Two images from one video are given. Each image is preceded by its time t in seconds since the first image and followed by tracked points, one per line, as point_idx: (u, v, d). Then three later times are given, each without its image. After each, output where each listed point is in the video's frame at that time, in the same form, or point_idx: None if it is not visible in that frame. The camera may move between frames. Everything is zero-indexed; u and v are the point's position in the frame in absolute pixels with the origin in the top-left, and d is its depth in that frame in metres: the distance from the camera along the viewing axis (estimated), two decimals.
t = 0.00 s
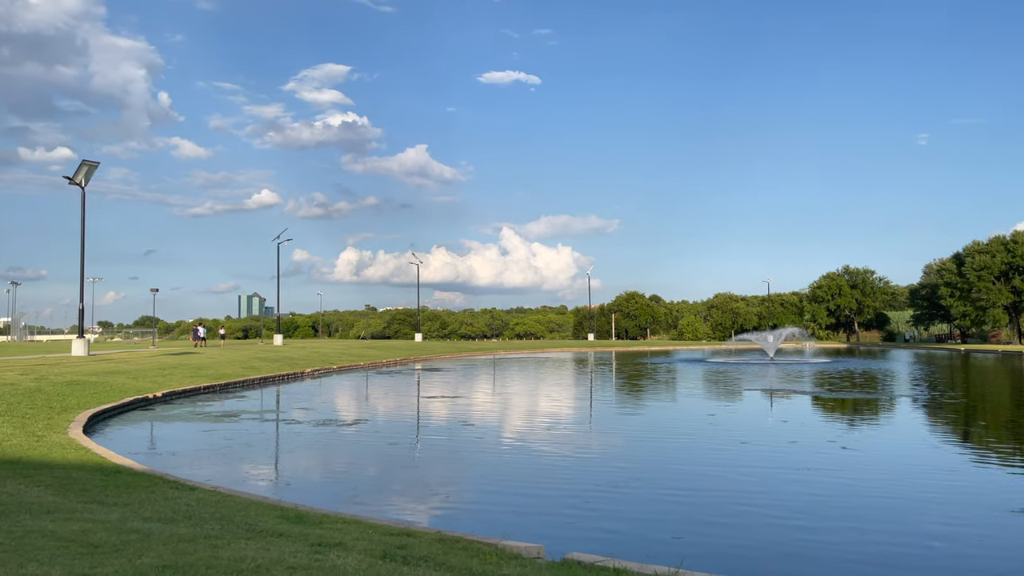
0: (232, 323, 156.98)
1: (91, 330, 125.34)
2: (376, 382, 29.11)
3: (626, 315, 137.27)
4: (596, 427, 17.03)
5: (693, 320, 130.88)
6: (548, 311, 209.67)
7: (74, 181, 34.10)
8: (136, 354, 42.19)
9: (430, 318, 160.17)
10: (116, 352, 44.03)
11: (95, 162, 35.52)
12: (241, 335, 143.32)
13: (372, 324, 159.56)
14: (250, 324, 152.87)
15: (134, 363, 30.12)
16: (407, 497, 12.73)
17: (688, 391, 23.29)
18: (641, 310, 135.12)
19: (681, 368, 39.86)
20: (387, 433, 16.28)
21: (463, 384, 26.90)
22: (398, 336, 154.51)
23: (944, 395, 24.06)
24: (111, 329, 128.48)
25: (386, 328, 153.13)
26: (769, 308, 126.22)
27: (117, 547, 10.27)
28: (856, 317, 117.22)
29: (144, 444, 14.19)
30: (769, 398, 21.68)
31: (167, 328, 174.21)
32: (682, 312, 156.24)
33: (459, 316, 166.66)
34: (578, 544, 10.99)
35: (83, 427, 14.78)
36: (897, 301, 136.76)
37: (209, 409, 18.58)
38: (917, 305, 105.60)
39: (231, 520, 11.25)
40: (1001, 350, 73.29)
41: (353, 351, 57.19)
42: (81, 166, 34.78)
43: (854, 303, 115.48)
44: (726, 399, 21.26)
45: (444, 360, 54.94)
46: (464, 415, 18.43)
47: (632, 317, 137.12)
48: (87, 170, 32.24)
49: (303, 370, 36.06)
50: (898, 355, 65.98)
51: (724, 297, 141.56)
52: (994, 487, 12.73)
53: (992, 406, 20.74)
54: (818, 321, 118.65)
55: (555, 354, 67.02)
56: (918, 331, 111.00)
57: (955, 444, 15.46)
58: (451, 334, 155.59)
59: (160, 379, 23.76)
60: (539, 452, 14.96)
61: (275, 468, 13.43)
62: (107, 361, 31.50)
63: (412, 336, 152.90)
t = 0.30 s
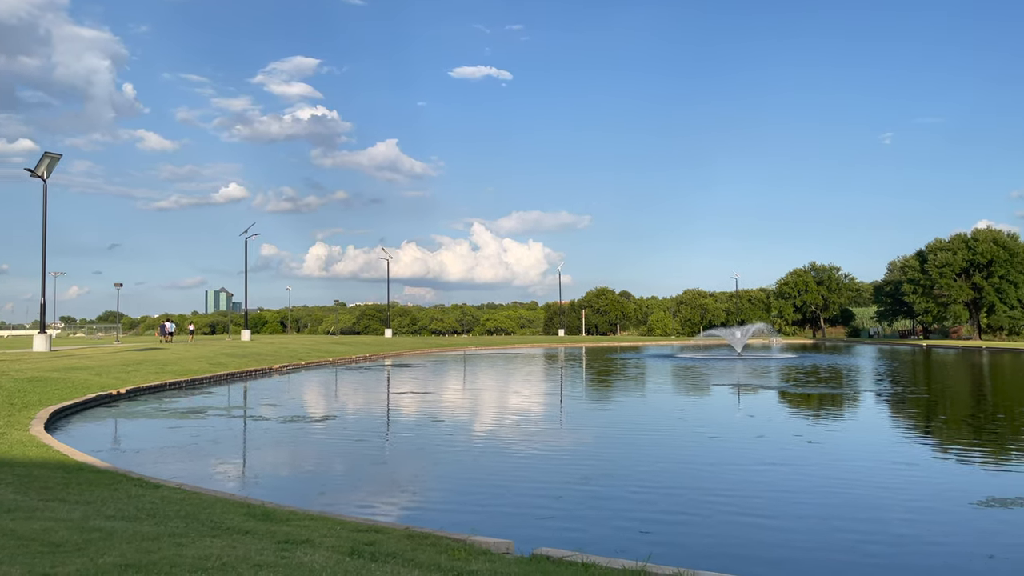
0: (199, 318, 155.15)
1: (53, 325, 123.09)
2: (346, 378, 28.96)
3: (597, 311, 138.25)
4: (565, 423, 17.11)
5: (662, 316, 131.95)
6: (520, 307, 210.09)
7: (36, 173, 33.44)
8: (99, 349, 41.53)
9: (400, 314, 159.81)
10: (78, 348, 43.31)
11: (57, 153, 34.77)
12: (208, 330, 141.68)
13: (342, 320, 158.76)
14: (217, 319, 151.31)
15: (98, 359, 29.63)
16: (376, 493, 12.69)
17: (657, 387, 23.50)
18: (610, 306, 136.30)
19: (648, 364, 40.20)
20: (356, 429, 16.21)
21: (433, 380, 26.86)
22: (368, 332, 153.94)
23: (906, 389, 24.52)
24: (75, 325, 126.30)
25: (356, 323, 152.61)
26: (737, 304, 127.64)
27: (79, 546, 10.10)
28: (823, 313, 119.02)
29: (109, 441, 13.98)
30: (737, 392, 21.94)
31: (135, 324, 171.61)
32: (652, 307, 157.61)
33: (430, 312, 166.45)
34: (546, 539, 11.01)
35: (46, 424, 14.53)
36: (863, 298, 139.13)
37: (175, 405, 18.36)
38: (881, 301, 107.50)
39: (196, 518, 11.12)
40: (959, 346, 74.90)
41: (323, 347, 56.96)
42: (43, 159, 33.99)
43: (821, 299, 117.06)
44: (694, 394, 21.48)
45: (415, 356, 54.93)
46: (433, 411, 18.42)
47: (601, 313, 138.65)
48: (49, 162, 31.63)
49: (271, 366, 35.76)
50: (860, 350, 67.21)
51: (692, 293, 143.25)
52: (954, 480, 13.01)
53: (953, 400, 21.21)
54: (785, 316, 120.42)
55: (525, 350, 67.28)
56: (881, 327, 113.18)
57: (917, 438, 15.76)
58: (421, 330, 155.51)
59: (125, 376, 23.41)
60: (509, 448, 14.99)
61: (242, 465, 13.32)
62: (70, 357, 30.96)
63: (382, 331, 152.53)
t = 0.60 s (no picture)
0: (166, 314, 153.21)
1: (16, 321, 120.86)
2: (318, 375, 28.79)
3: (569, 307, 138.81)
4: (538, 419, 17.15)
5: (634, 312, 132.85)
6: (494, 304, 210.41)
7: None
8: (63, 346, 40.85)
9: (372, 311, 159.26)
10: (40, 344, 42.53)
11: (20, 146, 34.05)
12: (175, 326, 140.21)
13: (311, 317, 157.88)
14: (185, 315, 149.80)
15: (61, 356, 29.11)
16: (346, 491, 12.62)
17: (627, 382, 23.62)
18: (582, 302, 136.95)
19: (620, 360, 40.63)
20: (326, 426, 16.13)
21: (406, 376, 26.77)
22: (339, 328, 153.54)
23: (873, 384, 24.93)
24: (41, 320, 124.00)
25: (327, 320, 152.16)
26: (708, 300, 128.83)
27: (42, 546, 9.93)
28: (791, 310, 120.56)
29: (74, 440, 13.78)
30: (708, 388, 22.14)
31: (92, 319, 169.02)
32: (624, 304, 158.75)
33: (402, 309, 166.21)
34: (517, 535, 11.00)
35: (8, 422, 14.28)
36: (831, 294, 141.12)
37: (142, 403, 18.12)
38: (851, 298, 109.02)
39: (163, 517, 10.99)
40: (923, 342, 76.15)
41: (294, 343, 56.63)
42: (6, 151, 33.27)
43: (789, 295, 118.43)
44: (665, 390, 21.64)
45: (386, 352, 54.68)
46: (405, 408, 18.38)
47: (573, 309, 139.43)
48: (13, 155, 30.98)
49: (240, 363, 35.40)
50: (827, 346, 68.08)
51: (664, 289, 144.34)
52: (919, 474, 13.22)
53: (917, 395, 21.56)
54: (754, 312, 121.59)
55: (497, 346, 67.45)
56: (848, 323, 114.95)
57: (883, 433, 16.04)
58: (392, 326, 155.46)
59: (90, 373, 23.02)
60: (481, 444, 15.00)
61: (210, 463, 13.20)
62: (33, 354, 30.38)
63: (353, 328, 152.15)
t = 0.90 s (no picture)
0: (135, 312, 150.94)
1: None
2: (292, 373, 28.57)
3: (544, 305, 138.94)
4: (512, 417, 17.16)
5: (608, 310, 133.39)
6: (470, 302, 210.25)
7: None
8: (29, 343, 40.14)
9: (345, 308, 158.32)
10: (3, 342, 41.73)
11: None
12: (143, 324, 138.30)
13: (284, 315, 156.55)
14: (154, 313, 147.85)
15: (27, 354, 28.58)
16: (319, 489, 12.54)
17: (602, 379, 23.70)
18: (557, 300, 137.22)
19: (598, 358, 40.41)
20: (299, 425, 16.03)
21: (381, 374, 26.66)
22: (312, 326, 152.61)
23: (843, 381, 25.24)
24: None
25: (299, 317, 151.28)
26: (682, 298, 129.66)
27: (8, 547, 9.76)
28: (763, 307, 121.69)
29: (40, 439, 13.57)
30: (681, 385, 22.28)
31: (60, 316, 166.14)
32: (600, 301, 159.41)
33: (377, 306, 165.43)
34: (491, 533, 11.00)
35: None
36: (802, 292, 142.75)
37: (110, 401, 17.87)
38: (823, 296, 110.32)
39: (132, 517, 10.86)
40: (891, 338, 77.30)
41: (265, 341, 56.23)
42: None
43: (761, 293, 119.57)
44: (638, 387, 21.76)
45: (361, 350, 54.52)
46: (380, 406, 18.31)
47: (548, 306, 139.58)
48: None
49: (212, 361, 35.03)
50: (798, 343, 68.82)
51: (638, 288, 145.06)
52: (888, 470, 13.43)
53: (887, 392, 21.84)
54: (727, 309, 122.45)
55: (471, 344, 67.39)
56: (819, 320, 116.31)
57: (854, 429, 16.25)
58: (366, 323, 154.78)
59: (58, 372, 22.64)
60: (456, 442, 14.99)
61: (181, 462, 13.06)
62: None
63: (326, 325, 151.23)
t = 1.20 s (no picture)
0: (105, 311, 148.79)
1: None
2: (267, 373, 28.35)
3: (520, 304, 139.04)
4: (489, 417, 17.14)
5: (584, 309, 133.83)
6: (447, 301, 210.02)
7: None
8: None
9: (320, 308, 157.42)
10: None
11: None
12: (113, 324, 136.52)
13: (258, 315, 155.23)
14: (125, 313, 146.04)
15: None
16: (293, 490, 12.45)
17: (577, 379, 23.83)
18: (533, 299, 137.40)
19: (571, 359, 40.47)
20: (273, 426, 15.92)
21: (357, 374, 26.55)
22: (286, 326, 151.73)
23: (817, 380, 25.51)
24: None
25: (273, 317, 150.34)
26: (657, 297, 130.39)
27: None
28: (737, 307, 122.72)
29: (7, 442, 13.36)
30: (656, 384, 22.40)
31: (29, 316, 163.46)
32: (577, 300, 159.95)
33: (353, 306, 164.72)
34: (466, 533, 10.98)
35: None
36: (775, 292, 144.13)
37: (80, 403, 17.62)
38: (797, 295, 111.51)
39: (101, 519, 10.72)
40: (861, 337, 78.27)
41: (237, 341, 55.76)
42: None
43: (735, 292, 120.62)
44: (612, 386, 21.84)
45: (335, 350, 54.32)
46: (354, 406, 18.23)
47: (524, 306, 139.61)
48: None
49: (184, 361, 34.65)
50: (771, 342, 69.45)
51: (613, 287, 145.41)
52: (860, 467, 13.59)
53: (856, 390, 22.20)
54: (701, 309, 123.25)
55: (445, 344, 67.28)
56: (793, 320, 117.49)
57: (827, 427, 16.42)
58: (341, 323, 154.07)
59: (26, 373, 22.25)
60: (432, 442, 14.97)
61: (152, 464, 12.93)
62: None
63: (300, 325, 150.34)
